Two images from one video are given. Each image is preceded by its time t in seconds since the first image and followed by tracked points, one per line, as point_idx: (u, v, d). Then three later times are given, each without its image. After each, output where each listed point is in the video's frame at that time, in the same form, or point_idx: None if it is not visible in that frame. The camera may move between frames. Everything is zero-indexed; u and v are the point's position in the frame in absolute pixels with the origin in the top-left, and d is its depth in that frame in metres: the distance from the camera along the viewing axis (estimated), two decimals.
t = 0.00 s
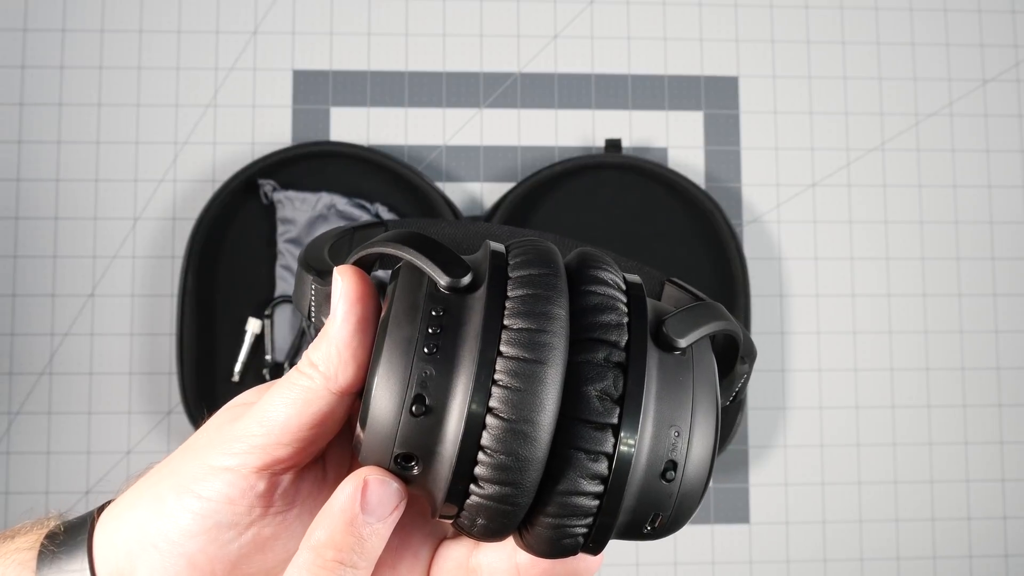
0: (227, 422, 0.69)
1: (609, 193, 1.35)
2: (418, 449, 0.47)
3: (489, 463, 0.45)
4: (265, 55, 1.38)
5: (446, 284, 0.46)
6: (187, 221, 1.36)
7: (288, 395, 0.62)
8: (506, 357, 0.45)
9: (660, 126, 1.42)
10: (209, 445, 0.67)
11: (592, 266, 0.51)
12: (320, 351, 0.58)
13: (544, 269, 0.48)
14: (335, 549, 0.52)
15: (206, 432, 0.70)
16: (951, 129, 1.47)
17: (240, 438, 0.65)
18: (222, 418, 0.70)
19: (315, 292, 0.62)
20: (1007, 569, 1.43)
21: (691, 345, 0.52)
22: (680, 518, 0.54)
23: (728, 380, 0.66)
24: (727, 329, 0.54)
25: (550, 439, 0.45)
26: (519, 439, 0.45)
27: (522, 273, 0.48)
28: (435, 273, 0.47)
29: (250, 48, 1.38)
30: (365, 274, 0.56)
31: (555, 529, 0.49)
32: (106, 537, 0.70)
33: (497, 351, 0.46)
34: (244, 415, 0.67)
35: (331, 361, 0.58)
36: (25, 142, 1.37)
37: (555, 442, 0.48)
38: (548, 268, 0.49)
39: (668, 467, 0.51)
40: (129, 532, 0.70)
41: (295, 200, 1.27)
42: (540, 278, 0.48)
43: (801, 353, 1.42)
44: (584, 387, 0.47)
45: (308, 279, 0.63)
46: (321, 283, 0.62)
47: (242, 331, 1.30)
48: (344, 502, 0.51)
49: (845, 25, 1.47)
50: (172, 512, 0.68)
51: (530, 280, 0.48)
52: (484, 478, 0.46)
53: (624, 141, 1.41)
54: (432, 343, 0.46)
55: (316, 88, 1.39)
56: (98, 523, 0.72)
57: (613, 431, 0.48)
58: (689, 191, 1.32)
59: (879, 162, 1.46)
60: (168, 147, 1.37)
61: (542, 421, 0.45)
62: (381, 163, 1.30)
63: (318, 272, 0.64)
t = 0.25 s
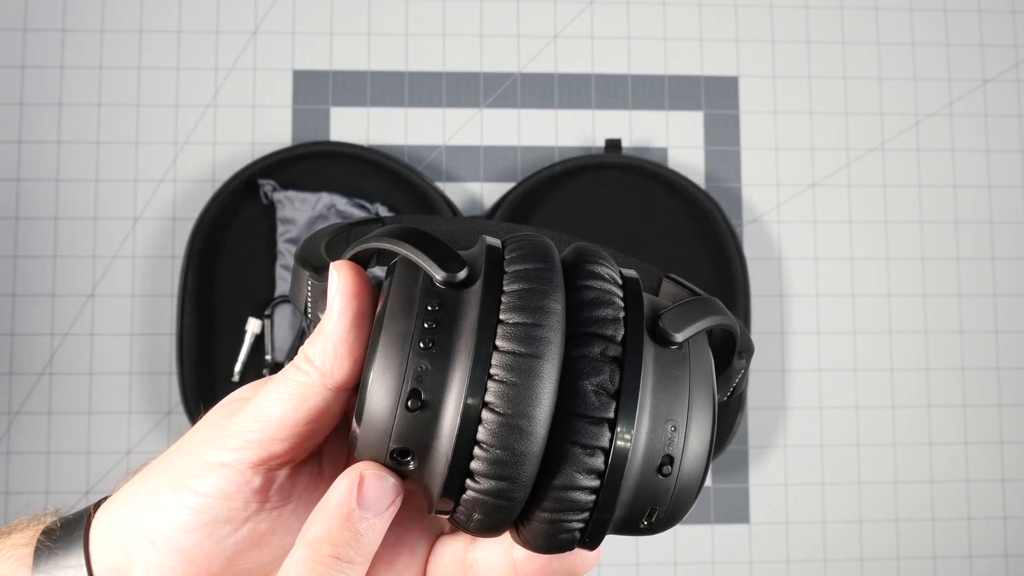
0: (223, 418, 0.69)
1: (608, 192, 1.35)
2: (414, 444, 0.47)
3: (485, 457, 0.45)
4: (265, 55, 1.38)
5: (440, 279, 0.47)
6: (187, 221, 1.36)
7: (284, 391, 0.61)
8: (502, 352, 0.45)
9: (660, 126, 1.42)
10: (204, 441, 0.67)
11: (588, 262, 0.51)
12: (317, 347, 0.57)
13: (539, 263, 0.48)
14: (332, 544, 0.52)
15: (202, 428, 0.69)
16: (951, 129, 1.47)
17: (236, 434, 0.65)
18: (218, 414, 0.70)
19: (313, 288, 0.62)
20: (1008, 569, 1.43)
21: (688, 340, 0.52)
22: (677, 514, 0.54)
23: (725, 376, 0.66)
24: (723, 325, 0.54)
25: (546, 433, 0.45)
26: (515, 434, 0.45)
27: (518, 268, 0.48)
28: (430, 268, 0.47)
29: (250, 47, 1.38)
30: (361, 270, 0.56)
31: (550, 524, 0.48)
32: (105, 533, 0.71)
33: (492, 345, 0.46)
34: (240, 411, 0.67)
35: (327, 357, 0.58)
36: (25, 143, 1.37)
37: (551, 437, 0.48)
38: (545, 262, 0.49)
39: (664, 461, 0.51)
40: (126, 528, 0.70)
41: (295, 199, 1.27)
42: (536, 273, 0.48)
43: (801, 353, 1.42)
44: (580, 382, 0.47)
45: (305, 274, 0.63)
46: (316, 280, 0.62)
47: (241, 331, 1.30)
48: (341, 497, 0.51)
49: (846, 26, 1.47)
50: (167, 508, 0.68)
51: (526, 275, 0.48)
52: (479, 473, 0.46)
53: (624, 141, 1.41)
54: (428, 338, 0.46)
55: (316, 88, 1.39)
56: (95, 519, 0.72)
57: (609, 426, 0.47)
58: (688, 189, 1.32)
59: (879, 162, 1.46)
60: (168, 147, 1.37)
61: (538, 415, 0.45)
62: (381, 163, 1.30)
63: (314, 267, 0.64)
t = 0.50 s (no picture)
0: (225, 424, 0.69)
1: (608, 193, 1.35)
2: (417, 452, 0.47)
3: (490, 475, 0.45)
4: (265, 55, 1.38)
5: (445, 291, 0.46)
6: (187, 221, 1.36)
7: (286, 397, 0.61)
8: (508, 368, 0.45)
9: (660, 126, 1.42)
10: (205, 447, 0.67)
11: (595, 271, 0.51)
12: (320, 355, 0.58)
13: (545, 275, 0.48)
14: (333, 549, 0.52)
15: (203, 434, 0.69)
16: (951, 129, 1.47)
17: (237, 442, 0.65)
18: (219, 419, 0.70)
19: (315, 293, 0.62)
20: (1007, 569, 1.43)
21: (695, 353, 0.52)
22: (682, 529, 0.54)
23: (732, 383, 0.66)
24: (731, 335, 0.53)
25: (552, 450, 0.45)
26: (520, 451, 0.45)
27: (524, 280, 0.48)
28: (435, 279, 0.46)
29: (250, 48, 1.38)
30: (366, 275, 0.56)
31: (556, 541, 0.49)
32: (104, 538, 0.70)
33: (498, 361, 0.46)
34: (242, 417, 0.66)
35: (329, 365, 0.58)
36: (25, 143, 1.37)
37: (557, 453, 0.48)
38: (551, 273, 0.48)
39: (670, 477, 0.51)
40: (127, 534, 0.70)
41: (295, 200, 1.27)
42: (542, 286, 0.48)
43: (801, 353, 1.42)
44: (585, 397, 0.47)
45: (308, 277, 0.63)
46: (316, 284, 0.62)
47: (241, 331, 1.30)
48: (343, 501, 0.50)
49: (846, 25, 1.47)
50: (168, 513, 0.68)
51: (532, 287, 0.47)
52: (484, 490, 0.46)
53: (624, 141, 1.41)
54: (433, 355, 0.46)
55: (316, 88, 1.39)
56: (97, 522, 0.72)
57: (615, 443, 0.47)
58: (689, 190, 1.32)
59: (879, 162, 1.46)
60: (168, 147, 1.37)
61: (543, 433, 0.45)
62: (380, 163, 1.30)
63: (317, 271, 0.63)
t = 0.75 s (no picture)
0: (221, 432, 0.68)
1: (608, 193, 1.35)
2: (417, 457, 0.46)
3: (493, 487, 0.45)
4: (265, 55, 1.38)
5: (434, 300, 0.46)
6: (187, 221, 1.36)
7: (279, 408, 0.61)
8: (503, 377, 0.45)
9: (660, 126, 1.42)
10: (200, 456, 0.66)
11: (585, 266, 0.50)
12: (313, 364, 0.57)
13: (535, 275, 0.47)
14: (332, 544, 0.52)
15: (198, 442, 0.68)
16: (951, 129, 1.47)
17: (232, 451, 0.64)
18: (218, 425, 0.69)
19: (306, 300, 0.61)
20: (1008, 569, 1.43)
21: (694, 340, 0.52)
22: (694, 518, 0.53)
23: (735, 356, 0.66)
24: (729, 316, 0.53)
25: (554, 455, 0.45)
26: (521, 460, 0.44)
27: (512, 281, 0.47)
28: (423, 289, 0.46)
29: (250, 47, 1.38)
30: (359, 289, 0.54)
31: (566, 543, 0.48)
32: (105, 543, 0.70)
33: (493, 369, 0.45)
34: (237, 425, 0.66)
35: (323, 376, 0.57)
36: (25, 143, 1.37)
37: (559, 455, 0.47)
38: (541, 273, 0.47)
39: (677, 470, 0.50)
40: (125, 540, 0.69)
41: (295, 200, 1.27)
42: (534, 287, 0.47)
43: (801, 353, 1.42)
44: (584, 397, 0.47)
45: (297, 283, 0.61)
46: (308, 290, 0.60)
47: (241, 331, 1.30)
48: (343, 494, 0.50)
49: (846, 25, 1.47)
50: (165, 521, 0.68)
51: (522, 290, 0.46)
52: (489, 502, 0.46)
53: (624, 141, 1.41)
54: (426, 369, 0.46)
55: (316, 88, 1.39)
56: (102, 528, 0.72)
57: (619, 442, 0.47)
58: (688, 190, 1.32)
59: (879, 162, 1.46)
60: (168, 147, 1.37)
61: (543, 440, 0.44)
62: (380, 163, 1.30)
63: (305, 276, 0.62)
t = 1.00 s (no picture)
0: (226, 438, 0.66)
1: (609, 193, 1.35)
2: (431, 467, 0.46)
3: (516, 493, 0.45)
4: (265, 55, 1.38)
5: (442, 309, 0.45)
6: (187, 221, 1.36)
7: (285, 421, 0.59)
8: (519, 384, 0.44)
9: (660, 126, 1.42)
10: (204, 463, 0.64)
11: (588, 265, 0.49)
12: (319, 379, 0.55)
13: (541, 278, 0.47)
14: (348, 553, 0.50)
15: (202, 448, 0.66)
16: (951, 129, 1.47)
17: (236, 462, 0.62)
18: (222, 431, 0.67)
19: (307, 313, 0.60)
20: (1007, 568, 1.43)
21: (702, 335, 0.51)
22: (710, 512, 0.53)
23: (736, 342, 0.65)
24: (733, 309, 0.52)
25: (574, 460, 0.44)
26: (543, 466, 0.44)
27: (519, 285, 0.47)
28: (430, 298, 0.45)
29: (250, 47, 1.38)
30: (365, 304, 0.53)
31: (588, 544, 0.48)
32: (112, 543, 0.69)
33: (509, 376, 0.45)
34: (242, 433, 0.63)
35: (329, 390, 0.55)
36: (25, 143, 1.37)
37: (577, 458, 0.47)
38: (548, 276, 0.47)
39: (693, 466, 0.50)
40: (130, 542, 0.68)
41: (295, 200, 1.26)
42: (544, 291, 0.46)
43: (801, 353, 1.42)
44: (599, 398, 0.46)
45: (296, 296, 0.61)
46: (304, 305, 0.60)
47: (241, 331, 1.30)
48: (363, 503, 0.49)
49: (846, 25, 1.47)
50: (170, 527, 0.66)
51: (531, 295, 0.46)
52: (513, 508, 0.46)
53: (624, 141, 1.41)
54: (442, 380, 0.45)
55: (316, 88, 1.38)
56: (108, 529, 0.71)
57: (637, 441, 0.46)
58: (689, 190, 1.32)
59: (879, 162, 1.46)
60: (168, 147, 1.36)
61: (564, 445, 0.44)
62: (380, 163, 1.30)
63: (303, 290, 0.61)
